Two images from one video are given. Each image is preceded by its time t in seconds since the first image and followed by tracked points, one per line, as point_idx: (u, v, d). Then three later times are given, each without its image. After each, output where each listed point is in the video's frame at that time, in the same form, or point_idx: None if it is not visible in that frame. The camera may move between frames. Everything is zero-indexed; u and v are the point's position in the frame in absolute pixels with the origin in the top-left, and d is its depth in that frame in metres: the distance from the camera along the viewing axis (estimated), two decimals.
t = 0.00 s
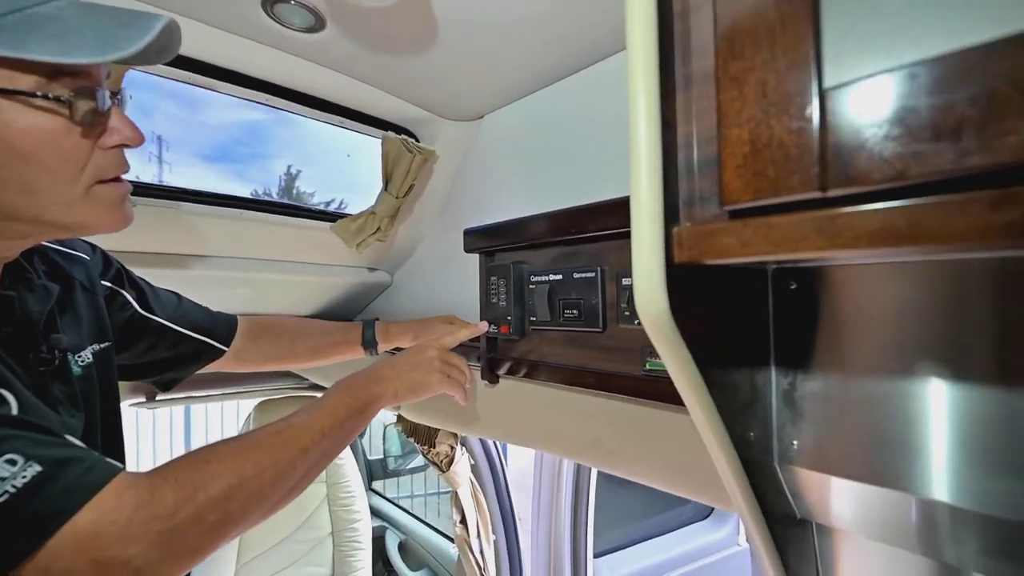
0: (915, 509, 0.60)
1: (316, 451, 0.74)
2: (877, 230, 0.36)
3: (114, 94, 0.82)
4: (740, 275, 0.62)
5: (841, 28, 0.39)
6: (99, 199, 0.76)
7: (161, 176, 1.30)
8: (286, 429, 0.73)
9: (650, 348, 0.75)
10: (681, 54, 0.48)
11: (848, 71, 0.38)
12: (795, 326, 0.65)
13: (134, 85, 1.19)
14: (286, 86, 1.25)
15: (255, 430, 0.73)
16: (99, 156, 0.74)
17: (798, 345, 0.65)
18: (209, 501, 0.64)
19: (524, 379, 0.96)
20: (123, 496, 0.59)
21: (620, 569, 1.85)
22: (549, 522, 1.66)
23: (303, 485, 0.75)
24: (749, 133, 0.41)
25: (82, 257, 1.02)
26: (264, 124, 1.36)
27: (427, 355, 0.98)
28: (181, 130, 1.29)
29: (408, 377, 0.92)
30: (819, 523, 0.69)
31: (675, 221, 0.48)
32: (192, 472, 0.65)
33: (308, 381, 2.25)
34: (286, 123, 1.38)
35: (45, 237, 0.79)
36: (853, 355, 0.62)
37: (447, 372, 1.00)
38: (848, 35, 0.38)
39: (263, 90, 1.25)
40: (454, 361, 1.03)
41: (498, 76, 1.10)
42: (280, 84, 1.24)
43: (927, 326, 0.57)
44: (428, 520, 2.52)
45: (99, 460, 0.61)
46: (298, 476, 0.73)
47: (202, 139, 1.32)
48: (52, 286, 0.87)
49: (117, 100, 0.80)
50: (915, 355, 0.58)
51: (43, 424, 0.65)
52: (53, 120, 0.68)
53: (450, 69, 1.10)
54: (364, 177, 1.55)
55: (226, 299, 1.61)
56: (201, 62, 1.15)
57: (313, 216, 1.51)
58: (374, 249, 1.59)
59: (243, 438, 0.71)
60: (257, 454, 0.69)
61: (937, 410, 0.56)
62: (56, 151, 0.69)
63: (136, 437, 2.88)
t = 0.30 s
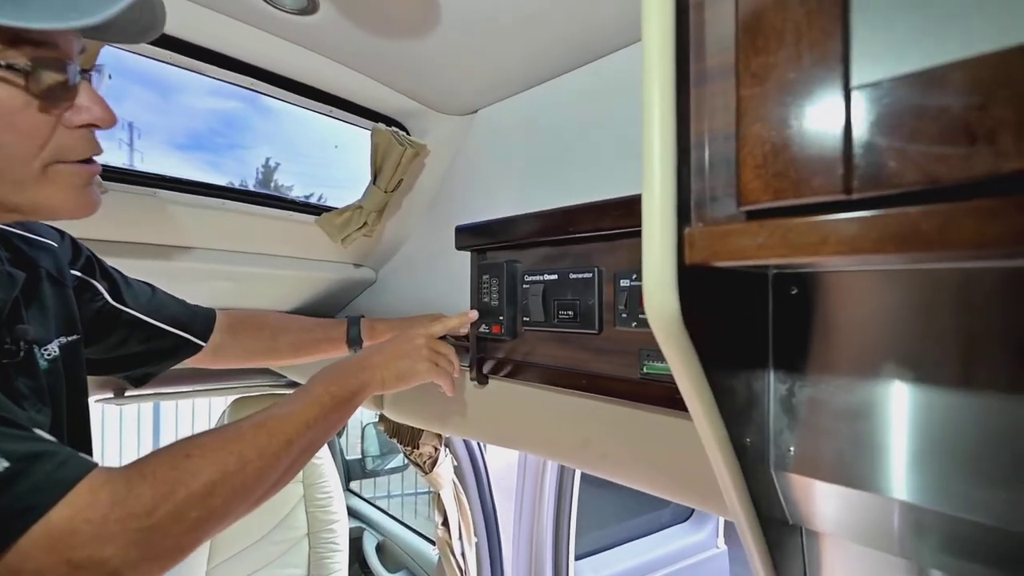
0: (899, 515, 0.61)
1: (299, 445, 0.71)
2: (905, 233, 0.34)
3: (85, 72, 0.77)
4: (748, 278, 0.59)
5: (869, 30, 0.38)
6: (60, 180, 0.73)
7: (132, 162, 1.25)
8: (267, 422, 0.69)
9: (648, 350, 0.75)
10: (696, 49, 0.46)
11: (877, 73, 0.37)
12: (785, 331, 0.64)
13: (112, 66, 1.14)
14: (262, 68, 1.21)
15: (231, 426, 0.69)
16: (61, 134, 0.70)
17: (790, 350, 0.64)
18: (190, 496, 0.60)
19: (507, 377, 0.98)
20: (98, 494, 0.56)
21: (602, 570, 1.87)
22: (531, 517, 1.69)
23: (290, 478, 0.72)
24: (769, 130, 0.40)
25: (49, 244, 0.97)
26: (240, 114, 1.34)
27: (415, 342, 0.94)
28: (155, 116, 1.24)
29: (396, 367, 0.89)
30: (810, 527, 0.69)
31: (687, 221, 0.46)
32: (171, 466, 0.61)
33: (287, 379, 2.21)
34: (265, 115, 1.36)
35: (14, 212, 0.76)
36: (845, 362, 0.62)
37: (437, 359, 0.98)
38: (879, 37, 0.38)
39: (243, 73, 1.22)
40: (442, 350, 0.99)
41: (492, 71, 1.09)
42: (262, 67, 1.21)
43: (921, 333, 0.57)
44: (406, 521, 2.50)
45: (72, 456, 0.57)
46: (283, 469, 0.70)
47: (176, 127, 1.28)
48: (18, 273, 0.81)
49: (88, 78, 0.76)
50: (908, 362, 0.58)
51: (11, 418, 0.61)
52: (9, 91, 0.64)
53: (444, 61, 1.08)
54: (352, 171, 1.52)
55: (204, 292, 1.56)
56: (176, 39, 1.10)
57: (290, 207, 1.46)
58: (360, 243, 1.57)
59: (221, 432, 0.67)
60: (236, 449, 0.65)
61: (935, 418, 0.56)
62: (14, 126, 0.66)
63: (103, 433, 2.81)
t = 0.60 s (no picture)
0: (892, 516, 0.61)
1: (296, 449, 0.70)
2: (913, 243, 0.34)
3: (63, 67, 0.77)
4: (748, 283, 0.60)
5: (877, 36, 0.38)
6: (16, 188, 0.70)
7: (112, 158, 1.22)
8: (261, 426, 0.68)
9: (648, 354, 0.75)
10: (700, 54, 0.46)
11: (888, 81, 0.36)
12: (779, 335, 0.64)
13: (94, 61, 1.12)
14: (251, 64, 1.19)
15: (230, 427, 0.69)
16: (25, 130, 0.68)
17: (785, 353, 0.64)
18: (177, 510, 0.59)
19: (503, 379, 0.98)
20: (79, 511, 0.55)
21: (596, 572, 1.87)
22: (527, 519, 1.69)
23: (282, 487, 0.71)
24: (775, 138, 0.40)
25: (25, 246, 0.94)
26: (227, 108, 1.31)
27: (413, 344, 0.95)
28: (137, 109, 1.21)
29: (393, 369, 0.90)
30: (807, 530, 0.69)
31: (692, 226, 0.46)
32: (157, 479, 0.60)
33: (276, 380, 2.20)
34: (252, 109, 1.33)
35: None
36: (839, 365, 0.62)
37: (434, 359, 0.99)
38: (886, 43, 0.37)
39: (233, 69, 1.20)
40: (440, 349, 1.00)
41: (487, 70, 1.08)
42: (252, 63, 1.19)
43: (916, 337, 0.57)
44: (398, 523, 2.50)
45: (51, 471, 0.56)
46: (276, 477, 0.69)
47: (158, 121, 1.25)
48: None
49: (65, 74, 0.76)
50: (903, 366, 0.58)
51: None
52: None
53: (437, 60, 1.07)
54: (337, 168, 1.51)
55: (193, 293, 1.55)
56: (157, 33, 1.08)
57: (284, 206, 1.45)
58: (353, 244, 1.56)
59: (214, 437, 0.67)
60: (232, 453, 0.65)
61: (930, 420, 0.57)
62: None
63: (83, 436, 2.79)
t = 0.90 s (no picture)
0: (892, 518, 0.60)
1: (296, 471, 0.70)
2: (923, 250, 0.33)
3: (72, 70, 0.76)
4: (750, 286, 0.59)
5: (886, 38, 0.37)
6: (42, 181, 0.70)
7: (111, 158, 1.20)
8: (262, 447, 0.68)
9: (647, 355, 0.75)
10: (705, 55, 0.45)
11: (898, 86, 0.35)
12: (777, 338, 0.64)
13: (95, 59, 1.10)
14: (254, 67, 1.18)
15: (232, 447, 0.68)
16: (43, 134, 0.67)
17: (784, 357, 0.64)
18: (166, 544, 0.59)
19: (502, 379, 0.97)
20: (71, 541, 0.54)
21: (591, 568, 1.88)
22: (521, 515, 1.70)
23: (281, 508, 0.71)
24: (781, 142, 0.39)
25: (33, 249, 0.93)
26: (225, 108, 1.29)
27: (421, 349, 0.92)
28: (134, 107, 1.19)
29: (402, 380, 0.88)
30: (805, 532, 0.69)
31: (694, 230, 0.45)
32: (149, 510, 0.59)
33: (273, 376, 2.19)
34: (248, 108, 1.31)
35: None
36: (839, 368, 0.61)
37: (445, 363, 0.96)
38: (897, 47, 0.37)
39: (237, 72, 1.19)
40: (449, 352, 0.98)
41: (485, 69, 1.06)
42: (253, 66, 1.18)
43: (915, 341, 0.57)
44: (394, 518, 2.50)
45: (52, 495, 0.55)
46: (273, 501, 0.69)
47: (156, 119, 1.23)
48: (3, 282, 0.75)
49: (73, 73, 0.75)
50: (904, 370, 0.57)
51: None
52: None
53: (436, 60, 1.06)
54: (332, 164, 1.49)
55: (187, 290, 1.54)
56: (160, 37, 1.07)
57: (280, 205, 1.43)
58: (351, 242, 1.56)
59: (215, 459, 0.66)
60: (230, 477, 0.64)
61: (930, 425, 0.56)
62: None
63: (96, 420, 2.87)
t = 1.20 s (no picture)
0: (896, 521, 0.61)
1: (318, 467, 0.70)
2: (923, 261, 0.33)
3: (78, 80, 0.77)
4: (750, 292, 0.59)
5: (883, 49, 0.37)
6: (43, 193, 0.70)
7: (112, 155, 1.21)
8: (285, 441, 0.68)
9: (647, 356, 0.76)
10: (704, 63, 0.45)
11: (896, 99, 0.35)
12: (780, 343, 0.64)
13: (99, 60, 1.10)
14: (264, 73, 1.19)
15: (255, 440, 0.69)
16: (46, 142, 0.67)
17: (786, 361, 0.64)
18: (186, 537, 0.59)
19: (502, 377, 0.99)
20: (86, 534, 0.55)
21: (589, 564, 1.89)
22: (520, 511, 1.71)
23: (302, 503, 0.71)
24: (780, 152, 0.39)
25: (42, 251, 0.96)
26: (225, 104, 1.28)
27: (450, 347, 0.91)
28: (137, 101, 1.19)
29: (430, 377, 0.88)
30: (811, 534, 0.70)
31: (694, 237, 0.45)
32: (169, 504, 0.59)
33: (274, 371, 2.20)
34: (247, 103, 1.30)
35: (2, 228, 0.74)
36: (839, 371, 0.62)
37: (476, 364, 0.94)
38: (894, 59, 0.37)
39: (238, 76, 1.18)
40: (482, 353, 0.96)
41: (485, 70, 1.06)
42: (257, 70, 1.18)
43: (915, 346, 0.57)
44: (393, 513, 2.52)
45: (69, 486, 0.57)
46: (295, 497, 0.69)
47: (158, 113, 1.23)
48: (9, 284, 0.78)
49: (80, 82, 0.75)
50: (903, 373, 0.58)
51: (12, 442, 0.60)
52: None
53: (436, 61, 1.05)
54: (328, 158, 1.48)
55: (189, 285, 1.55)
56: (170, 43, 1.07)
57: (279, 203, 1.44)
58: (352, 240, 1.57)
59: (237, 451, 0.67)
60: (252, 471, 0.64)
61: (931, 430, 0.57)
62: None
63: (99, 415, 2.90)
